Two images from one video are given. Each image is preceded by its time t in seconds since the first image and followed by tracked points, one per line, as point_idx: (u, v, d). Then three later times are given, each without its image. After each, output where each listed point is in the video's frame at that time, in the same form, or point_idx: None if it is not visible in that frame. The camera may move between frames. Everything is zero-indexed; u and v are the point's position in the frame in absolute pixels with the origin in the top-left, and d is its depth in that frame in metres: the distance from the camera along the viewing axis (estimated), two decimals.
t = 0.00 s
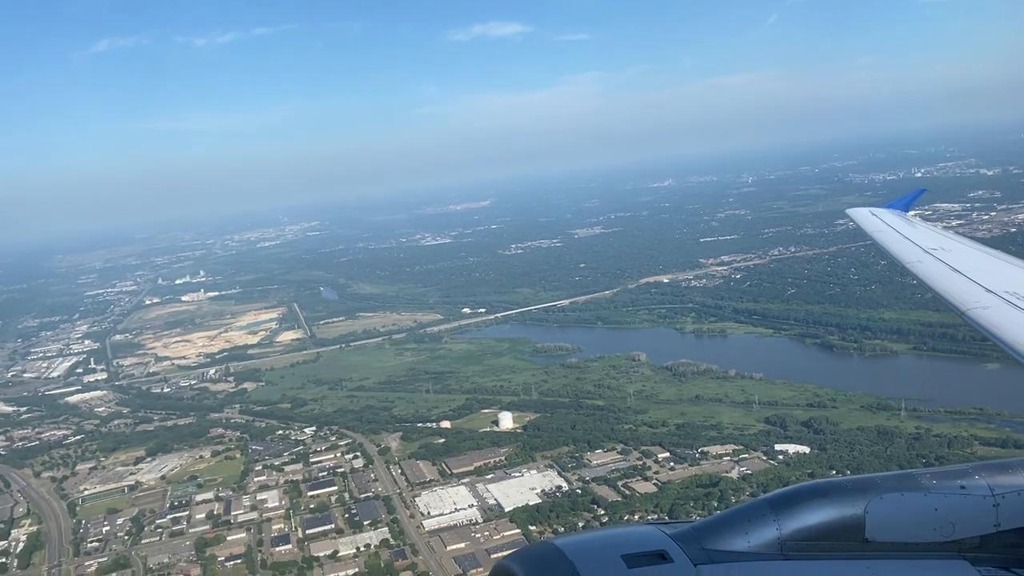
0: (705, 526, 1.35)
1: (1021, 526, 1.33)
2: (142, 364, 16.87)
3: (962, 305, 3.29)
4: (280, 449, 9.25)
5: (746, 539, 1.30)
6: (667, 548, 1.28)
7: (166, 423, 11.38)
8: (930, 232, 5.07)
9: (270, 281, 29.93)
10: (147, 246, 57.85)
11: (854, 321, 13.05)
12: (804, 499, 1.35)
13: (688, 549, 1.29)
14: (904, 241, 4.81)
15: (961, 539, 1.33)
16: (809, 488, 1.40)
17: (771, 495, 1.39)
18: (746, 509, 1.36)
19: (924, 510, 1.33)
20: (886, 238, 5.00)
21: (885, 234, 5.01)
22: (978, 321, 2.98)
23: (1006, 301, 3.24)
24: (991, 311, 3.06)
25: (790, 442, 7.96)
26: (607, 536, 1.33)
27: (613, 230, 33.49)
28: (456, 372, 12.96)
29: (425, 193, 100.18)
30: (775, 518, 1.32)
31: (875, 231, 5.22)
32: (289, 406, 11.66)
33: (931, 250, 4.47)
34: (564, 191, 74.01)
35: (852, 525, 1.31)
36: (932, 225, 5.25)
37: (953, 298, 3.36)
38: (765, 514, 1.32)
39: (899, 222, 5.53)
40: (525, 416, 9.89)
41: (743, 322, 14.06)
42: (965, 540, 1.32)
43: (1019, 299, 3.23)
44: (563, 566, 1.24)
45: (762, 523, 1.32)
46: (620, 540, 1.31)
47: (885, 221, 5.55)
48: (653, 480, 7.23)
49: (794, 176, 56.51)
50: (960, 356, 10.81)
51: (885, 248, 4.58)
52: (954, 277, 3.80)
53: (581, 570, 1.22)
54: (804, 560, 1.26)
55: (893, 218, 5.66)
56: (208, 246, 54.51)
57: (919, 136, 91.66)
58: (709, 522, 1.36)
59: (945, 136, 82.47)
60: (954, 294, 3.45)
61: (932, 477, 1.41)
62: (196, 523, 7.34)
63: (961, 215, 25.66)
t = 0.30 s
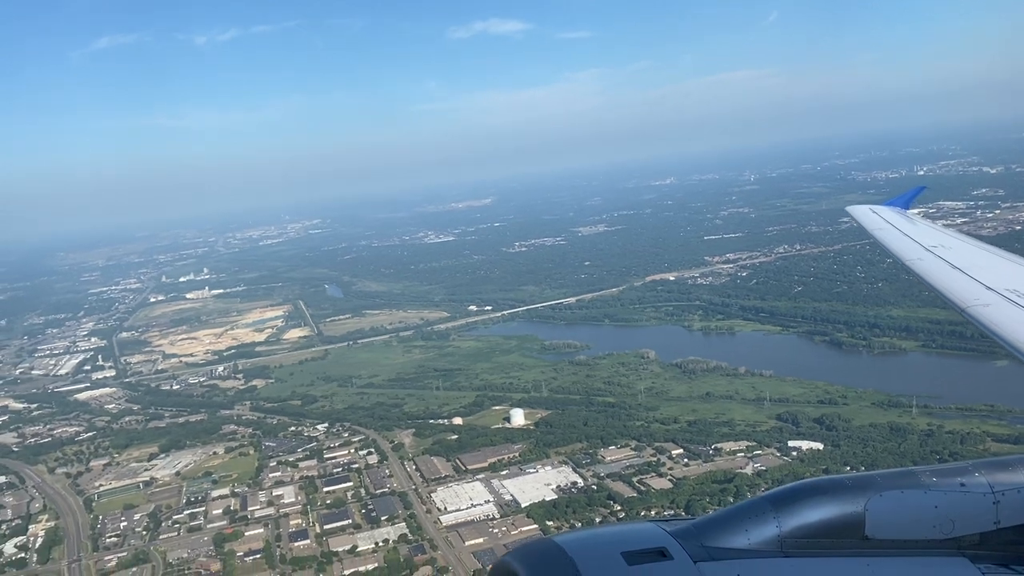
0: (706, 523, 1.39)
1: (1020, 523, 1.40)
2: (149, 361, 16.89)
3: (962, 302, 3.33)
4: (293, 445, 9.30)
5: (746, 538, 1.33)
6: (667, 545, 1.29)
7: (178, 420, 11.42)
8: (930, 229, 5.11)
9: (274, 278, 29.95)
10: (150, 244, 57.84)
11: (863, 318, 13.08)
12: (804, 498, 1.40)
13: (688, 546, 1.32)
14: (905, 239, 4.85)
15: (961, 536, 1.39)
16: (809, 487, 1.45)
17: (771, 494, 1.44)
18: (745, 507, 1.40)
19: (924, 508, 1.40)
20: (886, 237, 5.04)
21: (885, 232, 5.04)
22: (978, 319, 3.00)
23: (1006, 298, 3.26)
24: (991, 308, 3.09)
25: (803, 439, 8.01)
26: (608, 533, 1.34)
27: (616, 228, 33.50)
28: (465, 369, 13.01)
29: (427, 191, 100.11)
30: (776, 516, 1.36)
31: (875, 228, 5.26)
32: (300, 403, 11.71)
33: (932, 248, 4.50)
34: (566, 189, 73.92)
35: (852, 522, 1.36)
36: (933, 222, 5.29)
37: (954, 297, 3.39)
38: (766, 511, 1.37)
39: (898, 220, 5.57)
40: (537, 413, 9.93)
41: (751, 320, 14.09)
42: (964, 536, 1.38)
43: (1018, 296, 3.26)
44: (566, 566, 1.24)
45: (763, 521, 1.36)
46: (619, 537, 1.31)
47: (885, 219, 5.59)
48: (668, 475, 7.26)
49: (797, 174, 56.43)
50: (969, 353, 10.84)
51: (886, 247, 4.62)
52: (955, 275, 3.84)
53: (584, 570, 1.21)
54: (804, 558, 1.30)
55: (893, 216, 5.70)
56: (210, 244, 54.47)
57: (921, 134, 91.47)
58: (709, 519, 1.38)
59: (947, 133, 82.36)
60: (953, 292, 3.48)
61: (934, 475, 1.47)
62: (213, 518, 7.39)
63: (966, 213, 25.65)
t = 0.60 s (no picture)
0: (706, 521, 1.37)
1: (1019, 521, 1.38)
2: (157, 358, 16.95)
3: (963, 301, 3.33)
4: (307, 442, 9.34)
5: (745, 535, 1.32)
6: (667, 544, 1.28)
7: (189, 416, 11.46)
8: (931, 228, 5.11)
9: (278, 276, 29.99)
10: (152, 242, 57.90)
11: (870, 316, 13.11)
12: (804, 495, 1.38)
13: (688, 543, 1.31)
14: (904, 237, 4.86)
15: (961, 533, 1.37)
16: (808, 484, 1.43)
17: (771, 491, 1.42)
18: (745, 504, 1.38)
19: (924, 506, 1.38)
20: (887, 234, 5.06)
21: (885, 230, 5.05)
22: (979, 316, 3.01)
23: (1008, 296, 3.27)
24: (990, 306, 3.09)
25: (816, 435, 8.04)
26: (607, 531, 1.34)
27: (620, 225, 33.57)
28: (474, 366, 13.06)
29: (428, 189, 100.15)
30: (776, 513, 1.34)
31: (876, 226, 5.27)
32: (310, 400, 11.77)
33: (932, 246, 4.51)
34: (567, 187, 73.91)
35: (852, 520, 1.34)
36: (933, 221, 5.31)
37: (956, 295, 3.39)
38: (765, 510, 1.35)
39: (899, 217, 5.59)
40: (548, 410, 9.99)
41: (759, 317, 14.14)
42: (964, 533, 1.36)
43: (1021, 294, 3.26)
44: (566, 564, 1.24)
45: (762, 518, 1.34)
46: (620, 534, 1.32)
47: (885, 217, 5.62)
48: (683, 471, 7.30)
49: (800, 172, 56.44)
50: (978, 350, 10.86)
51: (887, 245, 4.62)
52: (955, 273, 3.84)
53: (584, 570, 1.21)
54: (804, 555, 1.28)
55: (894, 214, 5.72)
56: (212, 242, 54.54)
57: (923, 131, 91.33)
58: (711, 516, 1.37)
59: (949, 131, 82.38)
60: (956, 289, 3.49)
61: (933, 472, 1.45)
62: (230, 513, 7.44)
63: (970, 211, 25.68)
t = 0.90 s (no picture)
0: (707, 518, 1.28)
1: (1020, 518, 1.29)
2: (166, 356, 16.99)
3: (962, 299, 3.27)
4: (320, 439, 9.38)
5: (745, 534, 1.22)
6: (667, 542, 1.19)
7: (200, 413, 11.50)
8: (932, 225, 5.03)
9: (283, 274, 30.06)
10: (155, 240, 57.96)
11: (879, 313, 13.14)
12: (803, 493, 1.29)
13: (688, 541, 1.22)
14: (903, 235, 4.78)
15: (960, 531, 1.28)
16: (807, 482, 1.34)
17: (770, 488, 1.33)
18: (745, 501, 1.29)
19: (923, 504, 1.29)
20: (886, 232, 4.98)
21: (885, 228, 4.97)
22: (977, 314, 2.97)
23: (1007, 294, 3.21)
24: (990, 304, 3.03)
25: (830, 432, 8.07)
26: (608, 528, 1.25)
27: (623, 224, 33.65)
28: (483, 364, 13.11)
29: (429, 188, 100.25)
30: (775, 511, 1.25)
31: (876, 224, 5.19)
32: (321, 397, 11.81)
33: (932, 244, 4.43)
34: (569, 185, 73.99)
35: (852, 518, 1.26)
36: (933, 219, 5.23)
37: (956, 293, 3.34)
38: (766, 507, 1.26)
39: (899, 216, 5.49)
40: (559, 407, 10.02)
41: (767, 315, 14.18)
42: (963, 532, 1.27)
43: None
44: (566, 564, 1.16)
45: (763, 516, 1.25)
46: (621, 531, 1.23)
47: (885, 215, 5.51)
48: (698, 468, 7.34)
49: (802, 170, 56.52)
50: (987, 348, 10.88)
51: (885, 243, 4.54)
52: (954, 271, 3.77)
53: (584, 569, 1.13)
54: (804, 553, 1.19)
55: (893, 212, 5.63)
56: (215, 240, 54.62)
57: (923, 130, 91.35)
58: (710, 514, 1.28)
59: (950, 130, 82.58)
60: (953, 289, 3.42)
61: (931, 469, 1.36)
62: (247, 509, 7.48)
63: (975, 208, 25.73)
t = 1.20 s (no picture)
0: (707, 516, 1.28)
1: (1020, 517, 1.31)
2: (173, 354, 17.02)
3: (962, 297, 3.24)
4: (333, 436, 9.43)
5: (745, 532, 1.22)
6: (666, 540, 1.20)
7: (211, 411, 11.54)
8: (932, 224, 4.94)
9: (287, 272, 30.08)
10: (156, 238, 57.93)
11: (886, 311, 13.16)
12: (801, 490, 1.30)
13: (687, 539, 1.23)
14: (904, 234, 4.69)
15: (961, 529, 1.29)
16: (805, 480, 1.35)
17: (767, 486, 1.33)
18: (744, 499, 1.30)
19: (921, 503, 1.29)
20: (886, 230, 4.89)
21: (885, 227, 4.90)
22: (976, 312, 2.95)
23: (1006, 292, 3.19)
24: (991, 302, 3.01)
25: (842, 429, 8.11)
26: (605, 528, 1.25)
27: (627, 222, 33.67)
28: (492, 362, 13.14)
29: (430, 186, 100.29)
30: (775, 510, 1.26)
31: (875, 223, 5.09)
32: (331, 394, 11.86)
33: (931, 242, 4.36)
34: (571, 184, 73.97)
35: (852, 516, 1.26)
36: (934, 216, 5.13)
37: (953, 290, 3.32)
38: (765, 506, 1.27)
39: (899, 215, 5.36)
40: (570, 404, 10.06)
41: (775, 313, 14.21)
42: (964, 531, 1.27)
43: None
44: (567, 562, 1.16)
45: (763, 514, 1.26)
46: (622, 530, 1.23)
47: (885, 213, 5.38)
48: (713, 465, 7.37)
49: (804, 169, 56.48)
50: (996, 345, 10.89)
51: (885, 241, 4.49)
52: (954, 269, 3.74)
53: (585, 569, 1.13)
54: (806, 552, 1.19)
55: (893, 210, 5.50)
56: (217, 238, 54.59)
57: (924, 128, 91.26)
58: (709, 512, 1.28)
59: (951, 128, 82.50)
60: (954, 286, 3.39)
61: (930, 467, 1.37)
62: (264, 506, 7.52)
63: (979, 207, 25.76)
